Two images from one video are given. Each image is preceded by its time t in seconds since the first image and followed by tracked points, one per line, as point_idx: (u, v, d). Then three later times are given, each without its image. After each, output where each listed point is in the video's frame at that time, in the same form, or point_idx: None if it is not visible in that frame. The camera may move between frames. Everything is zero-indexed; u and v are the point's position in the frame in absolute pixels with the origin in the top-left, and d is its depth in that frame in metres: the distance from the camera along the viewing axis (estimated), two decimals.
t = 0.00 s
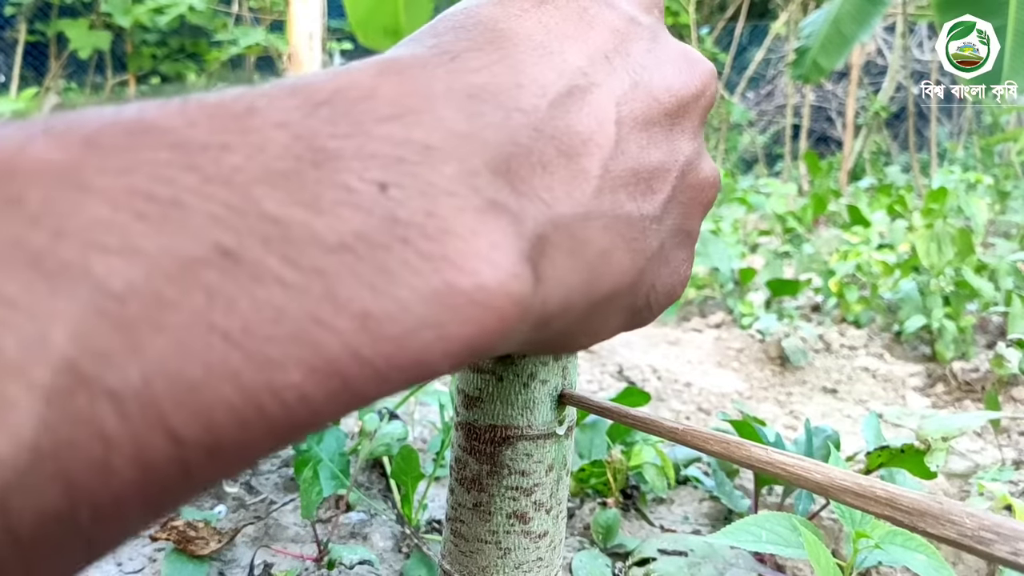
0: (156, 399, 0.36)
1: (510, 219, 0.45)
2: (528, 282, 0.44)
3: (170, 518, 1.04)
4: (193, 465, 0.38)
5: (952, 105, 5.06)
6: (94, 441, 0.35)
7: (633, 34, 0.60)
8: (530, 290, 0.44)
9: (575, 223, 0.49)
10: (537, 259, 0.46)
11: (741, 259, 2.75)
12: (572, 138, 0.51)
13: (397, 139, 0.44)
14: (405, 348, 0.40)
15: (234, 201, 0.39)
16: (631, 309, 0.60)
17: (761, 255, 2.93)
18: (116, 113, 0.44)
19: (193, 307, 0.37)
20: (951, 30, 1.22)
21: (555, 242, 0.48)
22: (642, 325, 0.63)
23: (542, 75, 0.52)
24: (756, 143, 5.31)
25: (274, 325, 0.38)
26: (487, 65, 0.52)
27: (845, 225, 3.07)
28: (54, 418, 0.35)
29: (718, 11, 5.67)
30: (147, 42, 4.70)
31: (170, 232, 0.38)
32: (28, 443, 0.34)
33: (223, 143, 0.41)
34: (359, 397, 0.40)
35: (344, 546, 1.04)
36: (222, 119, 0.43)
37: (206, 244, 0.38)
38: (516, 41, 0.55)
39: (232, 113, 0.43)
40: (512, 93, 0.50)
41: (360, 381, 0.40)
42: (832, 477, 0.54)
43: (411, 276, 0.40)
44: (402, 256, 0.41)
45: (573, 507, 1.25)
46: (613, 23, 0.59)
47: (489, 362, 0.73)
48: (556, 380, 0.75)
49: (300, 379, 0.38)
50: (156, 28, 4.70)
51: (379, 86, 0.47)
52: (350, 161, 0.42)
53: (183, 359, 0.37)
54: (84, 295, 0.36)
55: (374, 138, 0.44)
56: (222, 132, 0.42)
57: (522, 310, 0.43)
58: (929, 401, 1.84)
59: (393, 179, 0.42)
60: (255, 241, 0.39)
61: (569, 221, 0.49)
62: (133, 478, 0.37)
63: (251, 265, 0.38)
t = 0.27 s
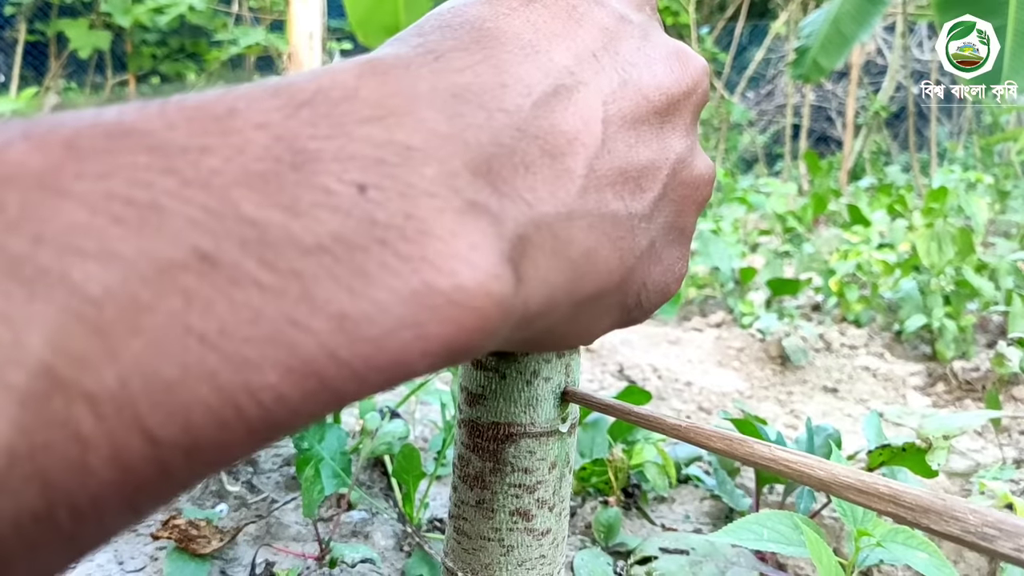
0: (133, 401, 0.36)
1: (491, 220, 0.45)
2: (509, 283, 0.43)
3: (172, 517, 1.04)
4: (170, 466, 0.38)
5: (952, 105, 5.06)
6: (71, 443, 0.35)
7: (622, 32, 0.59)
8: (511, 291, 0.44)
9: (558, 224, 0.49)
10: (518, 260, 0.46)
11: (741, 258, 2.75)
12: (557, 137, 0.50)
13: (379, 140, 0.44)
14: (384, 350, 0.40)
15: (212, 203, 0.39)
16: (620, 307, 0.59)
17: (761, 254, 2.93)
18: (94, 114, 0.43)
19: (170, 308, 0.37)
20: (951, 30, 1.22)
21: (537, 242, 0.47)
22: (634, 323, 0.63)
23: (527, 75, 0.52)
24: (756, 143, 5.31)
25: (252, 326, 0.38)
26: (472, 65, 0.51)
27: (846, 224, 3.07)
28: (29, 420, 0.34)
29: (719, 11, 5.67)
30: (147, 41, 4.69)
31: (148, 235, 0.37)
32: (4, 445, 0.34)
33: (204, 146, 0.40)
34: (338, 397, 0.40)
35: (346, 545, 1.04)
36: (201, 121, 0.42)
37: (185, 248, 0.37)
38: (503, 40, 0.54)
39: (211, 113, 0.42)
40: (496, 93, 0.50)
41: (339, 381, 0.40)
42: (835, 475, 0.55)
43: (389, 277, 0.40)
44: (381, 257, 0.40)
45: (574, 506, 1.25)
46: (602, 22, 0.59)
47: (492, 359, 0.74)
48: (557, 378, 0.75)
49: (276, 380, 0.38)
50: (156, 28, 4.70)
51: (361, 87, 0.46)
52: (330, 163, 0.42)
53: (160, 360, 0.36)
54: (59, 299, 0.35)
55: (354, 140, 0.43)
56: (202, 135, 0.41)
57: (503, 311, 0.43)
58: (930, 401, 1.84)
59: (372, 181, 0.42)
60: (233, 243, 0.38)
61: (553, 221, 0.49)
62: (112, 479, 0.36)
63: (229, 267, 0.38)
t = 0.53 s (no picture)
0: (141, 405, 0.36)
1: (496, 223, 0.45)
2: (513, 285, 0.43)
3: (173, 517, 1.04)
4: (179, 471, 0.37)
5: (952, 105, 5.06)
6: (80, 448, 0.35)
7: (626, 33, 0.59)
8: (514, 293, 0.44)
9: (561, 225, 0.49)
10: (522, 261, 0.46)
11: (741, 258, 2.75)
12: (560, 139, 0.50)
13: (383, 141, 0.43)
14: (389, 352, 0.40)
15: (219, 207, 0.39)
16: (625, 308, 0.59)
17: (761, 253, 2.93)
18: (101, 119, 0.43)
19: (177, 312, 0.37)
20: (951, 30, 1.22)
21: (540, 245, 0.47)
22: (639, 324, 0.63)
23: (530, 77, 0.52)
24: (756, 143, 5.31)
25: (258, 329, 0.37)
26: (475, 67, 0.51)
27: (846, 224, 3.07)
28: (37, 424, 0.34)
29: (719, 11, 5.67)
30: (148, 41, 4.69)
31: (155, 239, 0.37)
32: (13, 448, 0.34)
33: (210, 149, 0.41)
34: (343, 399, 0.40)
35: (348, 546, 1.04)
36: (207, 125, 0.42)
37: (192, 252, 0.37)
38: (505, 42, 0.54)
39: (217, 117, 0.42)
40: (499, 96, 0.49)
41: (344, 383, 0.39)
42: (839, 474, 0.54)
43: (394, 281, 0.40)
44: (385, 260, 0.40)
45: (575, 506, 1.25)
46: (605, 23, 0.59)
47: (495, 359, 0.74)
48: (560, 378, 0.75)
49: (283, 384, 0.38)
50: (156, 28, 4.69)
51: (365, 90, 0.46)
52: (335, 165, 0.41)
53: (166, 364, 0.36)
54: (69, 304, 0.35)
55: (359, 142, 0.43)
56: (208, 139, 0.41)
57: (506, 313, 0.43)
58: (931, 400, 1.85)
59: (377, 184, 0.42)
60: (239, 246, 0.38)
61: (556, 223, 0.49)
62: (120, 483, 0.36)
63: (236, 270, 0.38)
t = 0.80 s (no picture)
0: (136, 405, 0.36)
1: (494, 220, 0.44)
2: (512, 284, 0.43)
3: (172, 517, 1.04)
4: (175, 471, 0.37)
5: (952, 105, 5.06)
6: (76, 448, 0.35)
7: (624, 29, 0.59)
8: (514, 292, 0.44)
9: (560, 223, 0.49)
10: (520, 260, 0.46)
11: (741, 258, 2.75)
12: (559, 136, 0.50)
13: (380, 139, 0.43)
14: (386, 351, 0.39)
15: (214, 205, 0.38)
16: (624, 306, 0.59)
17: (761, 253, 2.93)
18: (96, 118, 0.43)
19: (173, 312, 0.36)
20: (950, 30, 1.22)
21: (540, 244, 0.47)
22: (637, 323, 0.63)
23: (528, 73, 0.51)
24: (756, 143, 5.31)
25: (255, 328, 0.37)
26: (472, 64, 0.50)
27: (846, 224, 3.07)
28: (33, 426, 0.35)
29: (719, 11, 5.67)
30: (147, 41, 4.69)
31: (150, 237, 0.37)
32: (9, 450, 0.35)
33: (204, 148, 0.40)
34: (341, 400, 0.40)
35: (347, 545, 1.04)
36: (202, 124, 0.42)
37: (188, 251, 0.37)
38: (502, 39, 0.53)
39: (212, 116, 0.42)
40: (497, 92, 0.49)
41: (342, 384, 0.39)
42: (837, 475, 0.54)
43: (392, 279, 0.40)
44: (383, 258, 0.40)
45: (574, 506, 1.25)
46: (602, 18, 0.58)
47: (492, 359, 0.73)
48: (557, 377, 0.75)
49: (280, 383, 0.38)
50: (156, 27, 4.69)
51: (360, 88, 0.46)
52: (331, 163, 0.41)
53: (162, 364, 0.36)
54: (63, 304, 0.35)
55: (356, 139, 0.43)
56: (202, 137, 0.41)
57: (505, 312, 0.43)
58: (930, 400, 1.84)
59: (375, 182, 0.41)
60: (236, 245, 0.38)
61: (555, 221, 0.49)
62: (117, 484, 0.36)
63: (232, 269, 0.38)
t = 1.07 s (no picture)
0: (151, 409, 0.36)
1: (500, 219, 0.44)
2: (518, 283, 0.43)
3: (172, 516, 1.04)
4: (188, 472, 0.37)
5: (952, 104, 5.06)
6: (91, 452, 0.35)
7: (629, 28, 0.58)
8: (521, 290, 0.44)
9: (565, 221, 0.49)
10: (527, 258, 0.46)
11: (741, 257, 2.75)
12: (564, 135, 0.50)
13: (387, 139, 0.43)
14: (395, 350, 0.40)
15: (226, 206, 0.38)
16: (626, 306, 0.59)
17: (761, 253, 2.93)
18: (104, 118, 0.43)
19: (186, 314, 0.36)
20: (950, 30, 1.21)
21: (546, 241, 0.47)
22: (639, 321, 0.63)
23: (534, 72, 0.51)
24: (756, 142, 5.31)
25: (267, 330, 0.37)
26: (478, 62, 0.50)
27: (846, 223, 3.07)
28: (47, 430, 0.34)
29: (718, 10, 5.66)
30: (148, 40, 4.68)
31: (163, 239, 0.37)
32: (23, 455, 0.34)
33: (215, 148, 0.40)
34: (350, 399, 0.40)
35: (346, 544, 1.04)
36: (212, 123, 0.41)
37: (199, 252, 0.37)
38: (508, 37, 0.53)
39: (221, 116, 0.42)
40: (504, 91, 0.49)
41: (351, 384, 0.39)
42: (837, 470, 0.54)
43: (400, 279, 0.40)
44: (391, 258, 0.40)
45: (575, 505, 1.25)
46: (607, 17, 0.58)
47: (492, 356, 0.73)
48: (557, 374, 0.75)
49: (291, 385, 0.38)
50: (156, 27, 4.68)
51: (368, 86, 0.46)
52: (341, 163, 0.41)
53: (176, 367, 0.36)
54: (78, 306, 0.35)
55: (365, 139, 0.42)
56: (213, 137, 0.40)
57: (511, 310, 0.43)
58: (929, 399, 1.85)
59: (382, 181, 0.41)
60: (247, 246, 0.38)
61: (561, 219, 0.49)
62: (131, 487, 0.36)
63: (244, 271, 0.37)
